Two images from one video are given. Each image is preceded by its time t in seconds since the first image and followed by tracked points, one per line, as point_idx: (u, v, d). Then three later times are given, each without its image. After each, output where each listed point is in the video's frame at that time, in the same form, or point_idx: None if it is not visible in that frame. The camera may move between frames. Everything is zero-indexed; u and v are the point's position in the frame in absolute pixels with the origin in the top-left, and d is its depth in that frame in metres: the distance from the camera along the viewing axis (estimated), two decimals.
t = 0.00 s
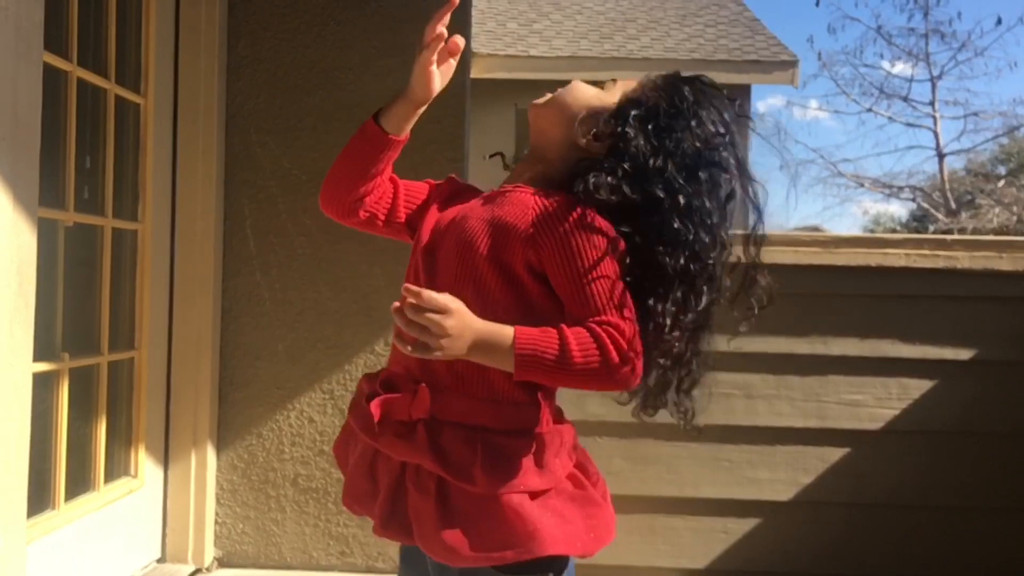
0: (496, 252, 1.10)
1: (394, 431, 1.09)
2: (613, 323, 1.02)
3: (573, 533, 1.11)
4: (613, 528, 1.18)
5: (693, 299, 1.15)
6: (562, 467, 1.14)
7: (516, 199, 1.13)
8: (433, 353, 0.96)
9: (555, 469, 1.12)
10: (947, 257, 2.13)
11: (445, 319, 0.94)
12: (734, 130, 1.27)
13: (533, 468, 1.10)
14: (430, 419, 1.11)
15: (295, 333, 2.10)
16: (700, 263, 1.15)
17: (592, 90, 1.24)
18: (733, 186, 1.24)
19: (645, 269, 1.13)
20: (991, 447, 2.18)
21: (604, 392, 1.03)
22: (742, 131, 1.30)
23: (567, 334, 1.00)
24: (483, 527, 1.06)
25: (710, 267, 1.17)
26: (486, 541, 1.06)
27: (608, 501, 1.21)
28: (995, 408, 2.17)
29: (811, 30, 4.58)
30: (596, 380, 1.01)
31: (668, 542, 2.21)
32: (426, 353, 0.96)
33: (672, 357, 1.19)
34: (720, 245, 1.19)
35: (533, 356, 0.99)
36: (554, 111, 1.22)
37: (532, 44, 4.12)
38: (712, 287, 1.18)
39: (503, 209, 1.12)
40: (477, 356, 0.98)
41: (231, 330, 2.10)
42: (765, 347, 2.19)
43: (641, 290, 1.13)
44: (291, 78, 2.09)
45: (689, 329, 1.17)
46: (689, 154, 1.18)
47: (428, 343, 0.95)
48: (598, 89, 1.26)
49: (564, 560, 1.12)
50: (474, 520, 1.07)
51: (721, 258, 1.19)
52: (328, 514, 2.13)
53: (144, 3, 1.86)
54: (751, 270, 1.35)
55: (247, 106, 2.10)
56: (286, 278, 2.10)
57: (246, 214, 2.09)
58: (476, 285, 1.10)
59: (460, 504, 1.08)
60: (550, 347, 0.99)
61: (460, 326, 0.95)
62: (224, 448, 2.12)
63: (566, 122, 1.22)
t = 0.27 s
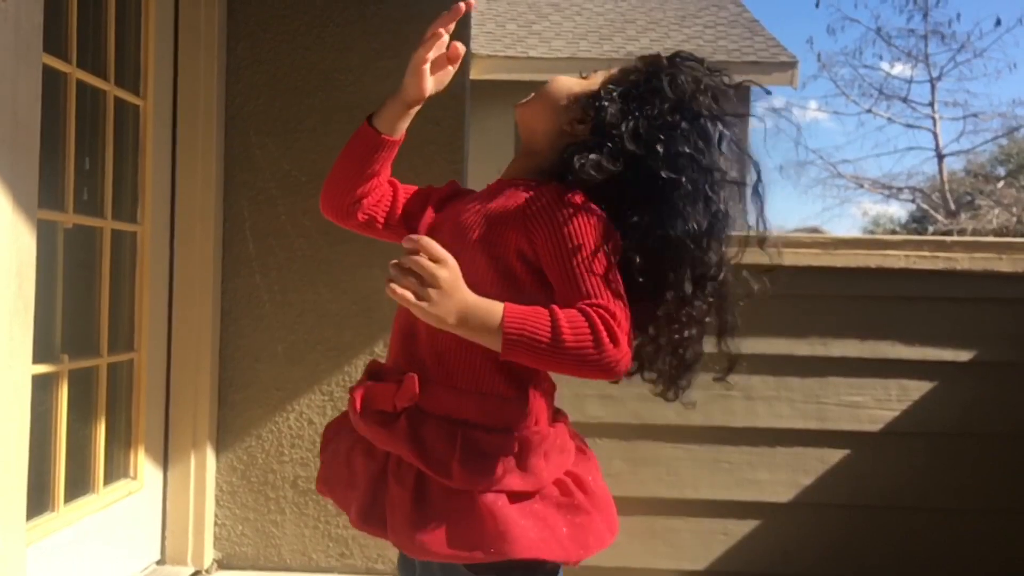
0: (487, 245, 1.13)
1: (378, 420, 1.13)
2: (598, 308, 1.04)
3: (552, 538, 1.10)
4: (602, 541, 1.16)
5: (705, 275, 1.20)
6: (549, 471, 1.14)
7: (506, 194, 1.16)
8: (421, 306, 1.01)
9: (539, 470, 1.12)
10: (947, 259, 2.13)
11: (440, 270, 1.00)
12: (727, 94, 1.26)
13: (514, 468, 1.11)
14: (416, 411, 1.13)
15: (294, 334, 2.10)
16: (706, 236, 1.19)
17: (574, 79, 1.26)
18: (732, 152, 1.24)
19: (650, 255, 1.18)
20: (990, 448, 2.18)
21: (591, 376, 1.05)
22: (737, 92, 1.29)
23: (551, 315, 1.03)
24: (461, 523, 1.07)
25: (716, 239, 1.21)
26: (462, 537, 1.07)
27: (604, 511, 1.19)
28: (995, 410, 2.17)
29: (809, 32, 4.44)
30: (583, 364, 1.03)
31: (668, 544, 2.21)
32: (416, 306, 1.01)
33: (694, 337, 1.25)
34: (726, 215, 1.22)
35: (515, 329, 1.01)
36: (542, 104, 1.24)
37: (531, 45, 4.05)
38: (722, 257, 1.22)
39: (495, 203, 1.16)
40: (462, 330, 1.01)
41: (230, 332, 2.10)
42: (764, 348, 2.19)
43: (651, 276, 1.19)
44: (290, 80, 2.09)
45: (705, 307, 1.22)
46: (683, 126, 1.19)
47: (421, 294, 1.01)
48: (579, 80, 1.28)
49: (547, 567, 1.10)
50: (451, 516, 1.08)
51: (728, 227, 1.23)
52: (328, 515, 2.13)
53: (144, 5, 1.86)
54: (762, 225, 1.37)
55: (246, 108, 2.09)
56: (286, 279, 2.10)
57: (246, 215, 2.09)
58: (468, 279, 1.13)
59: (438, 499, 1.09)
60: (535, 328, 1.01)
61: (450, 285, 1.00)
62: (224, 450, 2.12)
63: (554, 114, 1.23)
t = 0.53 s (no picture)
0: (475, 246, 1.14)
1: (364, 423, 1.14)
2: (575, 300, 1.04)
3: (528, 554, 1.09)
4: (587, 562, 1.13)
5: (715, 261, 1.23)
6: (534, 487, 1.13)
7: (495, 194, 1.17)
8: (410, 263, 1.00)
9: (522, 484, 1.11)
10: (947, 261, 2.13)
11: (438, 232, 1.00)
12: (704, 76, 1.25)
13: (495, 480, 1.10)
14: (401, 415, 1.15)
15: (294, 336, 2.10)
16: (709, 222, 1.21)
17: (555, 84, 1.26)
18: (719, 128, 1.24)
19: (661, 252, 1.20)
20: (990, 449, 2.19)
21: (569, 369, 1.04)
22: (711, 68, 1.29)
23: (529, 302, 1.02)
24: (437, 533, 1.07)
25: (718, 224, 1.23)
26: (438, 548, 1.06)
27: (596, 532, 1.17)
28: (994, 411, 2.18)
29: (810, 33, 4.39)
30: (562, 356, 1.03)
31: (668, 546, 2.21)
32: (403, 261, 1.00)
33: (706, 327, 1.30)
34: (723, 196, 1.24)
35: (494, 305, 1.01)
36: (525, 111, 1.25)
37: (530, 48, 4.05)
38: (727, 240, 1.26)
39: (488, 207, 1.17)
40: (441, 297, 1.01)
41: (230, 334, 2.10)
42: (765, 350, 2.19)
43: (664, 272, 1.21)
44: (289, 82, 2.09)
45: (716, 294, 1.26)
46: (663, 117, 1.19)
47: (413, 250, 1.00)
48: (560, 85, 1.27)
49: None
50: (428, 522, 1.08)
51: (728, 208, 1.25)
52: (327, 517, 2.13)
53: (144, 7, 1.87)
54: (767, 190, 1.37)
55: (246, 110, 2.10)
56: (286, 281, 2.10)
57: (246, 217, 2.09)
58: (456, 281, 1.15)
59: (417, 506, 1.10)
60: (510, 315, 1.01)
61: (442, 249, 1.00)
62: (224, 452, 2.12)
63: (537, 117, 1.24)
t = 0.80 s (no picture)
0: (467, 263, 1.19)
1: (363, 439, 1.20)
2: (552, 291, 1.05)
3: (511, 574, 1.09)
4: None
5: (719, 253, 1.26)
6: (523, 508, 1.12)
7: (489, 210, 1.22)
8: (407, 220, 1.02)
9: (510, 502, 1.12)
10: (947, 263, 2.14)
11: (439, 195, 1.03)
12: (676, 61, 1.26)
13: (484, 497, 1.11)
14: (396, 430, 1.19)
15: (294, 338, 2.10)
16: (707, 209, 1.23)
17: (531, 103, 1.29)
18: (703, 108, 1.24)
19: (667, 249, 1.22)
20: (990, 451, 2.19)
21: (545, 362, 1.04)
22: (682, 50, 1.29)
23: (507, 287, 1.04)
24: (423, 547, 1.10)
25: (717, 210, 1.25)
26: (422, 562, 1.09)
27: (586, 560, 1.16)
28: (995, 413, 2.18)
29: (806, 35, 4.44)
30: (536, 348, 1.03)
31: (668, 548, 2.21)
32: (399, 216, 1.02)
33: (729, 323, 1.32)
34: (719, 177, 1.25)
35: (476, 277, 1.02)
36: (508, 138, 1.29)
37: (530, 49, 4.05)
38: (728, 222, 1.28)
39: (487, 224, 1.20)
40: (427, 260, 1.03)
41: (230, 336, 2.10)
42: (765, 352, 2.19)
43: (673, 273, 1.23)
44: (289, 85, 2.10)
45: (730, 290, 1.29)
46: (642, 109, 1.21)
47: (412, 208, 1.02)
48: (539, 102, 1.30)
49: None
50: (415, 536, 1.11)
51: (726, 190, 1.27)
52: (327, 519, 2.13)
53: (144, 9, 1.87)
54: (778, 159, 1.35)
55: (247, 112, 2.10)
56: (286, 283, 2.10)
57: (246, 219, 2.10)
58: (450, 300, 1.20)
59: (407, 519, 1.13)
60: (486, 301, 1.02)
61: (439, 211, 1.02)
62: (224, 454, 2.12)
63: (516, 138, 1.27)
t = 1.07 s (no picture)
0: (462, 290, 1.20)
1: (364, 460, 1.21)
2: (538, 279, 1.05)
3: None
4: None
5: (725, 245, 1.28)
6: (515, 536, 1.12)
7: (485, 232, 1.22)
8: (410, 184, 1.02)
9: (501, 530, 1.11)
10: (947, 265, 2.13)
11: (445, 168, 1.04)
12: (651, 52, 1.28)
13: (474, 524, 1.11)
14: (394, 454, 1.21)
15: (295, 340, 2.10)
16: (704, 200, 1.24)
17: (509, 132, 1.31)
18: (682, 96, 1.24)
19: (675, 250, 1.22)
20: (990, 452, 2.19)
21: (532, 359, 1.02)
22: (655, 40, 1.29)
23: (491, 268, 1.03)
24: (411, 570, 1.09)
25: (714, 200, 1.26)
26: None
27: None
28: (994, 414, 2.18)
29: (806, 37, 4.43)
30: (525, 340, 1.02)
31: (669, 550, 2.21)
32: (402, 180, 1.02)
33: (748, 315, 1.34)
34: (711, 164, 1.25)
35: (469, 254, 1.02)
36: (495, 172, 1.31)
37: (531, 51, 4.05)
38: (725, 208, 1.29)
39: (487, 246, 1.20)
40: (423, 228, 1.02)
41: (231, 338, 2.10)
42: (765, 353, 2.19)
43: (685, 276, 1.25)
44: (290, 87, 2.10)
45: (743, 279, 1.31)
46: (624, 102, 1.22)
47: (417, 173, 1.03)
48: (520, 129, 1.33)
49: None
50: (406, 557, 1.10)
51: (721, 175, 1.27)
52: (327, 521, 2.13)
53: (145, 11, 1.87)
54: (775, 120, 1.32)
55: (247, 114, 2.10)
56: (286, 285, 2.10)
57: (246, 221, 2.10)
58: (450, 325, 1.20)
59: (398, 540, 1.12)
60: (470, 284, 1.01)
61: (442, 183, 1.03)
62: (224, 456, 2.12)
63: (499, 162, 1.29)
